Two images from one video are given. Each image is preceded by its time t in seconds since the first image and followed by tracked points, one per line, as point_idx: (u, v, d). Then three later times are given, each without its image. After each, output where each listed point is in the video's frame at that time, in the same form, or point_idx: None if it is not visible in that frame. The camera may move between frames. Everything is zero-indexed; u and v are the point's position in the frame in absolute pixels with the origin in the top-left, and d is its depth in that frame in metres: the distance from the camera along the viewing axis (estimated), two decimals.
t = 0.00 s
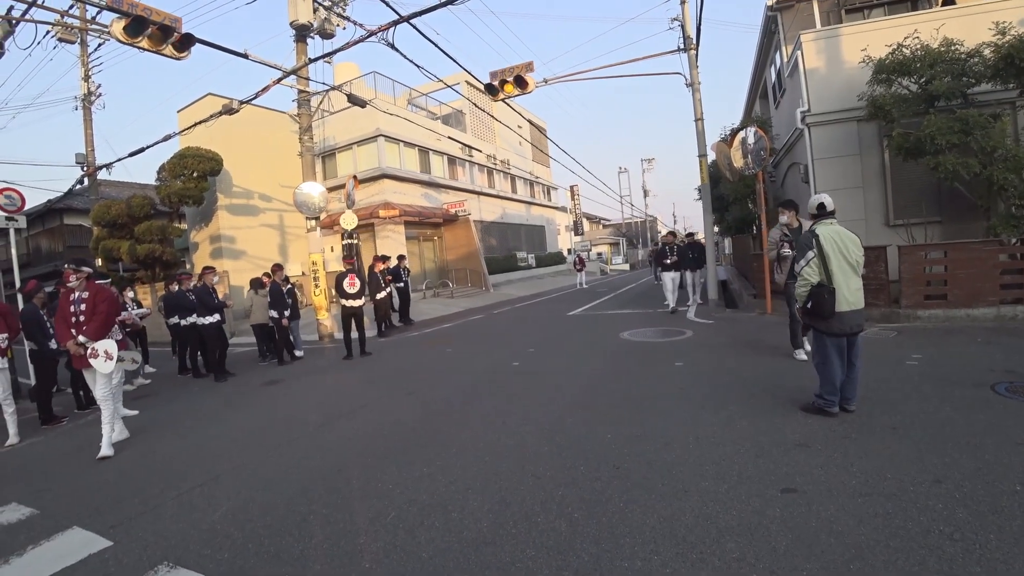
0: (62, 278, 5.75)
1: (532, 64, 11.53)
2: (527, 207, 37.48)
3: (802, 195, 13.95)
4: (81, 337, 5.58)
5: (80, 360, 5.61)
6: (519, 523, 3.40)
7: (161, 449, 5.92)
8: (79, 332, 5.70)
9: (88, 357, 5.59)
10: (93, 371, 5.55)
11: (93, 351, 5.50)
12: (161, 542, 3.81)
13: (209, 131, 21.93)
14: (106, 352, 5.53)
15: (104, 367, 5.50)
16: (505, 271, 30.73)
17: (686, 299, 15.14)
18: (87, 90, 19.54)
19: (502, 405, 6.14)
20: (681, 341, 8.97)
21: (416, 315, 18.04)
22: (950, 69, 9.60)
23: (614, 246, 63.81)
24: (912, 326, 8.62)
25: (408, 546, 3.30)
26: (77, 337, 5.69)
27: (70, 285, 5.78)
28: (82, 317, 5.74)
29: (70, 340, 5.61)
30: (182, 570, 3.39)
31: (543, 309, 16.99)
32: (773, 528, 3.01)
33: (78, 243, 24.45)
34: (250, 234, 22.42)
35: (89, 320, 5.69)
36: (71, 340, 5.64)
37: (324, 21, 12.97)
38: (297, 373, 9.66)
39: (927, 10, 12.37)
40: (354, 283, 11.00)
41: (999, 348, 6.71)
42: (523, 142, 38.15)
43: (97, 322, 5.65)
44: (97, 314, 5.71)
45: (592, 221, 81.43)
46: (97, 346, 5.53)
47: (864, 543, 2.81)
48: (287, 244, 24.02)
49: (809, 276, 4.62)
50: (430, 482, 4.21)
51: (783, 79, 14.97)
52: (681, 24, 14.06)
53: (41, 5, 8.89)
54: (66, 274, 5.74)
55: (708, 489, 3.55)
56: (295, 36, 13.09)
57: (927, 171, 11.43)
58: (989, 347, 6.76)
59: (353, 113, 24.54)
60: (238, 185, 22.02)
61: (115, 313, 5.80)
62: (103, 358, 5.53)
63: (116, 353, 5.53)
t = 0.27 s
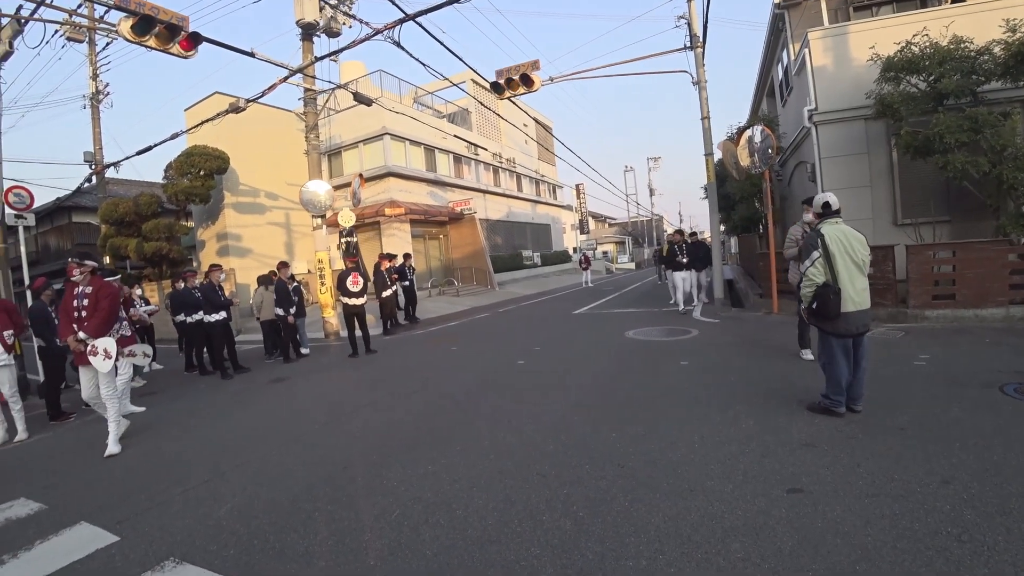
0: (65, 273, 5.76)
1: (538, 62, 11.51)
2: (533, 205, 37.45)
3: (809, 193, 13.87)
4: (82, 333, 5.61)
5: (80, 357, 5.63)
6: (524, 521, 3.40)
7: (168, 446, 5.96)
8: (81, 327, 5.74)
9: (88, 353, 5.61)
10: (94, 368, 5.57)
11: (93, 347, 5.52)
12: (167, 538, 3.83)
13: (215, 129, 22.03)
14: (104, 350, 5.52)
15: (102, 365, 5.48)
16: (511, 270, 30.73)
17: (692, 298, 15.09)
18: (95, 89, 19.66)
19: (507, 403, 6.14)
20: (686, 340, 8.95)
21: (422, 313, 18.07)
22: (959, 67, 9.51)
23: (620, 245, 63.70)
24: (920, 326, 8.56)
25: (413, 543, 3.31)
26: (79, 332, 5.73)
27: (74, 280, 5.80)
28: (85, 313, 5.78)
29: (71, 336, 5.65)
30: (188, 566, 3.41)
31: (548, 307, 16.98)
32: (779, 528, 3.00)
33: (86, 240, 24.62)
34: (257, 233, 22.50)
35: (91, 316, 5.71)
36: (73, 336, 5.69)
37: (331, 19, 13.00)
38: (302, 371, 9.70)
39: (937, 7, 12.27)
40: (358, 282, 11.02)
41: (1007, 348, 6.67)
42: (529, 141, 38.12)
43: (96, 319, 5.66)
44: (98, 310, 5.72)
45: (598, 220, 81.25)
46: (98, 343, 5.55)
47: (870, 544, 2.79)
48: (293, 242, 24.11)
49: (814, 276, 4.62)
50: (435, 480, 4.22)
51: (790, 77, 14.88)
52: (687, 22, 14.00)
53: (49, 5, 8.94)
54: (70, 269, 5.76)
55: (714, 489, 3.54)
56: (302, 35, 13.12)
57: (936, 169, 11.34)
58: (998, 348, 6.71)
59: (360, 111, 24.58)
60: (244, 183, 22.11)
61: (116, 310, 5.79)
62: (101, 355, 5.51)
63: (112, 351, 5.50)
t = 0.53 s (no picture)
0: (74, 269, 5.68)
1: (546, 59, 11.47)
2: (541, 203, 37.38)
3: (819, 190, 13.75)
4: (92, 330, 5.57)
5: (87, 354, 5.55)
6: (531, 518, 3.40)
7: (179, 441, 6.02)
8: (88, 324, 5.69)
9: (96, 351, 5.53)
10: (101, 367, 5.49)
11: (102, 346, 5.46)
12: (177, 532, 3.86)
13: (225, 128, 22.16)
14: (114, 348, 5.46)
15: (113, 362, 5.43)
16: (519, 267, 30.71)
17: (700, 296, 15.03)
18: (106, 88, 19.82)
19: (514, 401, 6.14)
20: (694, 338, 8.91)
21: (430, 310, 18.09)
22: (973, 62, 9.37)
23: (628, 242, 63.50)
24: (932, 325, 8.47)
25: (420, 540, 3.32)
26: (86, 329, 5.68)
27: (82, 277, 5.73)
28: (94, 310, 5.73)
29: (78, 333, 5.58)
30: (197, 561, 3.44)
31: (556, 305, 16.96)
32: (788, 528, 2.98)
33: (98, 238, 24.87)
34: (266, 230, 22.63)
35: (101, 314, 5.68)
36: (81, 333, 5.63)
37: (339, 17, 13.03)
38: (311, 368, 9.75)
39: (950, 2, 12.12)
40: (365, 279, 11.04)
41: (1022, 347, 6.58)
42: (538, 138, 38.04)
43: (108, 317, 5.64)
44: (110, 308, 5.70)
45: (606, 217, 81.01)
46: (107, 342, 5.50)
47: (881, 544, 2.76)
48: (302, 239, 24.22)
49: (825, 276, 4.59)
50: (443, 477, 4.22)
51: (801, 73, 14.75)
52: (696, 18, 13.91)
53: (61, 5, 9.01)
54: (79, 266, 5.68)
55: (723, 488, 3.52)
56: (310, 33, 13.15)
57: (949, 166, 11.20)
58: (1011, 346, 6.64)
59: (368, 109, 24.63)
60: (254, 181, 22.23)
61: (127, 308, 5.79)
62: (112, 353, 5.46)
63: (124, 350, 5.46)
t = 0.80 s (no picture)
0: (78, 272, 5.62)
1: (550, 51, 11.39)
2: (548, 196, 37.25)
3: (829, 178, 13.60)
4: (100, 333, 5.52)
5: (94, 357, 5.48)
6: (543, 512, 3.39)
7: (191, 440, 6.05)
8: (94, 327, 5.62)
9: (104, 353, 5.50)
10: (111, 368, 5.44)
11: (111, 347, 5.44)
12: (191, 531, 3.88)
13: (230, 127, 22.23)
14: (125, 349, 5.44)
15: (125, 364, 5.40)
16: (527, 261, 30.66)
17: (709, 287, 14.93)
18: (112, 90, 19.92)
19: (524, 395, 6.12)
20: (705, 330, 8.85)
21: (439, 305, 18.10)
22: (986, 44, 9.24)
23: (636, 234, 63.23)
24: (946, 312, 8.36)
25: (433, 535, 3.31)
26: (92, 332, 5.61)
27: (87, 279, 5.67)
28: (99, 312, 5.68)
29: (85, 335, 5.50)
30: (211, 558, 3.45)
31: (564, 298, 16.93)
32: (804, 520, 2.95)
33: (108, 240, 25.07)
34: (274, 228, 22.71)
35: (108, 316, 5.64)
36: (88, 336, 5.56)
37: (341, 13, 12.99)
38: (321, 365, 9.78)
39: None
40: (376, 275, 11.05)
41: None
42: (543, 131, 37.88)
43: (116, 319, 5.61)
44: (117, 310, 5.67)
45: (613, 209, 80.68)
46: (116, 343, 5.48)
47: (898, 536, 2.72)
48: (310, 237, 24.29)
49: (848, 265, 4.47)
50: (455, 472, 4.22)
51: (808, 59, 14.57)
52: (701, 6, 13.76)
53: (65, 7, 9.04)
54: (83, 268, 5.63)
55: (737, 480, 3.49)
56: (313, 30, 13.14)
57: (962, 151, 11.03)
58: None
59: (372, 105, 24.61)
60: (260, 180, 22.30)
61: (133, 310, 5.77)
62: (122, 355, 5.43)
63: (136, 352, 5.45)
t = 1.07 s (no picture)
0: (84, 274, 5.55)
1: (558, 39, 11.28)
2: (558, 186, 37.09)
3: (845, 162, 13.39)
4: (113, 334, 5.48)
5: (106, 360, 5.41)
6: (562, 506, 3.39)
7: (212, 436, 6.14)
8: (105, 329, 5.57)
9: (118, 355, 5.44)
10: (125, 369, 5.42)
11: (127, 347, 5.41)
12: (214, 526, 3.94)
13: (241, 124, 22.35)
14: (141, 349, 5.45)
15: (141, 364, 5.41)
16: (539, 251, 30.60)
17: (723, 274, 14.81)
18: (123, 90, 20.08)
19: (541, 387, 6.13)
20: (721, 318, 8.79)
21: (452, 298, 18.15)
22: (1007, 21, 8.86)
23: (648, 222, 62.83)
24: (967, 298, 8.21)
25: (453, 530, 3.34)
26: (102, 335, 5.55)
27: (93, 281, 5.60)
28: (108, 314, 5.62)
29: (97, 339, 5.44)
30: (236, 554, 3.51)
31: (577, 288, 16.89)
32: (826, 512, 2.92)
33: (124, 239, 25.40)
34: (286, 224, 22.86)
35: (118, 317, 5.60)
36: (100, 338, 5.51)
37: (348, 6, 12.94)
38: (336, 359, 9.84)
39: None
40: (393, 268, 11.08)
41: None
42: (552, 120, 37.64)
43: (127, 319, 5.58)
44: (127, 310, 5.63)
45: (624, 197, 80.17)
46: (130, 344, 5.46)
47: (923, 528, 2.70)
48: (322, 232, 24.42)
49: (884, 253, 4.24)
50: (473, 466, 4.24)
51: (822, 41, 14.30)
52: None
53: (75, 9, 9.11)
54: (88, 270, 5.56)
55: (757, 471, 3.47)
56: (320, 25, 13.12)
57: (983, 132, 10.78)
58: None
59: (381, 98, 24.59)
60: (272, 176, 22.42)
61: (143, 309, 5.75)
62: (138, 355, 5.43)
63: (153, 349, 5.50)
